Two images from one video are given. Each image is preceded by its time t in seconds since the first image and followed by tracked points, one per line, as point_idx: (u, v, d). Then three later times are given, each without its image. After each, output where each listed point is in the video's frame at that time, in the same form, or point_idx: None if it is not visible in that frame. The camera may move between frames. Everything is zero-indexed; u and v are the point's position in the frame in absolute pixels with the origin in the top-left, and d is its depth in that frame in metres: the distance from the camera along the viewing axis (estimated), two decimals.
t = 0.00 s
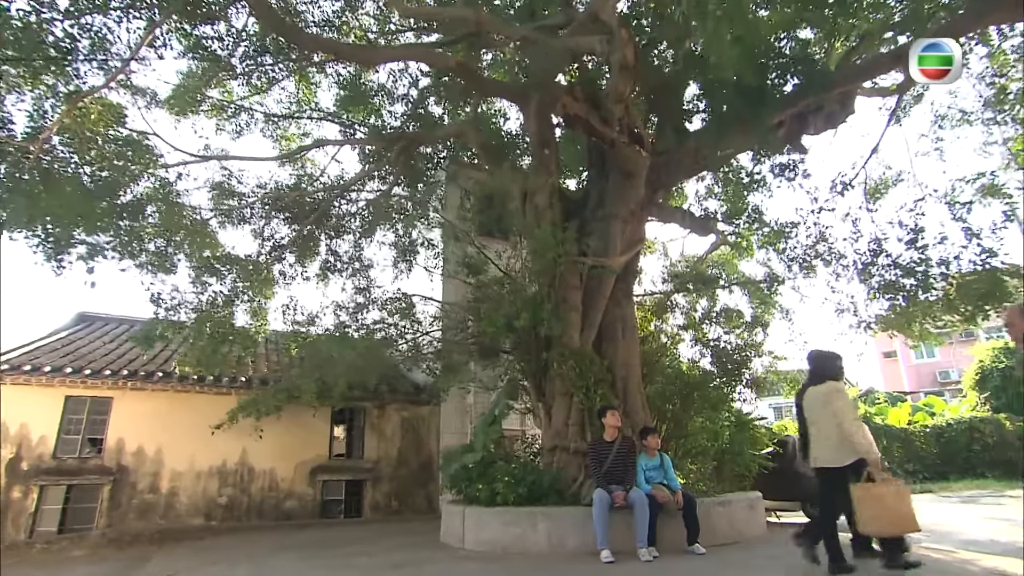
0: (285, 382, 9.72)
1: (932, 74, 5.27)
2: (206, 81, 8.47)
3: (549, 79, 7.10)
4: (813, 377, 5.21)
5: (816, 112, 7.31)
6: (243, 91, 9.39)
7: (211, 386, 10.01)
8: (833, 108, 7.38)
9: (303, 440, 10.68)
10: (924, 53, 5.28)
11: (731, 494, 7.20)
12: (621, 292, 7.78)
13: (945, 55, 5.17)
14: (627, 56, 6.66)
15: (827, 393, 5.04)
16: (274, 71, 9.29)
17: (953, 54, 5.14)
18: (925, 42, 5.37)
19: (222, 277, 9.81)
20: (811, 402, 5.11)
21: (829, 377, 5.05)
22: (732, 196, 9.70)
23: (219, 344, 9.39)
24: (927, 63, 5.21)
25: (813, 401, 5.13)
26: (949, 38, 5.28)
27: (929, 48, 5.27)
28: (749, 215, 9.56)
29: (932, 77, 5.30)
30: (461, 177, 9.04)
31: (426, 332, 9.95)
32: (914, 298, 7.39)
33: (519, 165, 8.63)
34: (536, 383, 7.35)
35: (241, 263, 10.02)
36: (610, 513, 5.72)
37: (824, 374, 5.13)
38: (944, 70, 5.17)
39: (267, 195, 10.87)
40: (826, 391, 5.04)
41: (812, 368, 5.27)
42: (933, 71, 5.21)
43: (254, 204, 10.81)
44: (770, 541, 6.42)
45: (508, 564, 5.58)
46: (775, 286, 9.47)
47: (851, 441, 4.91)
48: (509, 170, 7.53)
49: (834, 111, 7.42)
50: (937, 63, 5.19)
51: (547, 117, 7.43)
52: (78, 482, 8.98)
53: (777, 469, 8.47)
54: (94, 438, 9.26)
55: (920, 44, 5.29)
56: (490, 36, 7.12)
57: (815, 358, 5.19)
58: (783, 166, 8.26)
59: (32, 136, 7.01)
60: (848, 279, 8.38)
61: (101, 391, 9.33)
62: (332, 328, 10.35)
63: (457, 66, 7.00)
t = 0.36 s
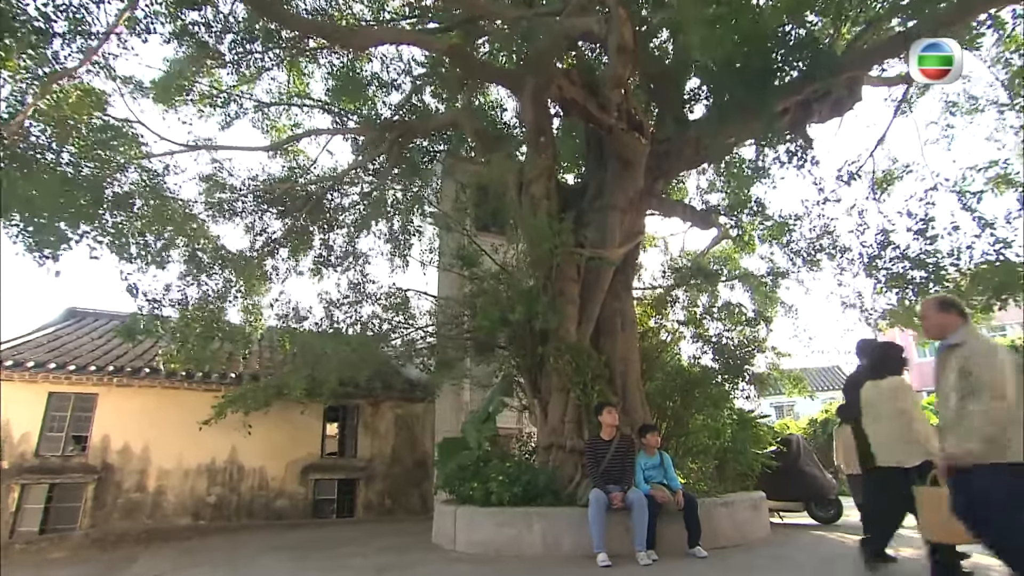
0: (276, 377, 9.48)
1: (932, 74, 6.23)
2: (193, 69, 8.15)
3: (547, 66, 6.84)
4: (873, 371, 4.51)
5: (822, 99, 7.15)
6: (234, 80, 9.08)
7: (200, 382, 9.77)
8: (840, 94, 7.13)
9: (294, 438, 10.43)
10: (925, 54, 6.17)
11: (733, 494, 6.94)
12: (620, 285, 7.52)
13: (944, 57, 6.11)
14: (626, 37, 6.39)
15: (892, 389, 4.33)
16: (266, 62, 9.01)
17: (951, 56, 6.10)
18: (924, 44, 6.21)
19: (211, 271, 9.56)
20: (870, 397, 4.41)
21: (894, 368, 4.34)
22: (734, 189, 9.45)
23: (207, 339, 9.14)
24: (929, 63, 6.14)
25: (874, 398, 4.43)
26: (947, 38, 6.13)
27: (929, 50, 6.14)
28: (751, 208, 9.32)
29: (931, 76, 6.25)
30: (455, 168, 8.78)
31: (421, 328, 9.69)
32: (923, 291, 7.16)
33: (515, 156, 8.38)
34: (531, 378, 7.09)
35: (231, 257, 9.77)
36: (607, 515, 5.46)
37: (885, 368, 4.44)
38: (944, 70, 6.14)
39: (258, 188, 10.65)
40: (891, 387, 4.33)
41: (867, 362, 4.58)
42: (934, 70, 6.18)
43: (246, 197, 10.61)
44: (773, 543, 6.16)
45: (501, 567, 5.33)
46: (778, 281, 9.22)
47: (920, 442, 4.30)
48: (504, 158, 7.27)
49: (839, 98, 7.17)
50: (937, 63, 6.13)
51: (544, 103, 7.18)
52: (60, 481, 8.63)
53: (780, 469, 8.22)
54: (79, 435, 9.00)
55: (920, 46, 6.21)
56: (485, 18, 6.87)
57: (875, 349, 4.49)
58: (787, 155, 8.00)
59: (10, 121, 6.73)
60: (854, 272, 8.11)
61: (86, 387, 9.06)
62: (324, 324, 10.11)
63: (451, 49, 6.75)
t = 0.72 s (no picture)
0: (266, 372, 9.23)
1: (932, 74, 6.44)
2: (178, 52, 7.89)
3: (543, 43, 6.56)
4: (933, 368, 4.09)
5: (828, 83, 6.86)
6: (220, 64, 8.82)
7: (188, 376, 9.47)
8: (847, 77, 6.84)
9: (284, 434, 10.18)
10: (925, 54, 6.37)
11: (735, 492, 6.69)
12: (619, 276, 7.26)
13: (943, 57, 6.33)
14: (625, 15, 6.18)
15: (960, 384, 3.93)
16: (254, 46, 8.72)
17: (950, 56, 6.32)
18: (924, 42, 6.46)
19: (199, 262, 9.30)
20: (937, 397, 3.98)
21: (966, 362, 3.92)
22: (736, 179, 9.17)
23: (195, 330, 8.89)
24: (929, 64, 6.33)
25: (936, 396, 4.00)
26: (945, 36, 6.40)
27: (929, 50, 6.34)
28: (754, 198, 9.07)
29: (931, 76, 6.46)
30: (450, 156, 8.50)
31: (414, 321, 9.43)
32: (933, 282, 6.91)
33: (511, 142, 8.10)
34: (526, 372, 6.84)
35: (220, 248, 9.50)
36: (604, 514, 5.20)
37: (953, 361, 4.00)
38: (942, 70, 6.34)
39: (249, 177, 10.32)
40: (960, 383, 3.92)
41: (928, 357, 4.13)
42: (934, 70, 6.36)
43: (237, 187, 10.33)
44: (778, 543, 5.91)
45: (493, 569, 5.08)
46: (782, 274, 8.95)
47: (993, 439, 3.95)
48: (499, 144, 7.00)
49: (847, 81, 6.89)
50: (936, 63, 6.33)
51: (538, 84, 6.92)
52: (43, 477, 8.49)
53: (783, 467, 7.96)
54: (62, 431, 8.77)
55: (921, 46, 6.40)
56: None
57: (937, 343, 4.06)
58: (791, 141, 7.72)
59: None
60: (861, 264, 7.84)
61: (69, 381, 8.80)
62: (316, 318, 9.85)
63: (441, 28, 6.47)
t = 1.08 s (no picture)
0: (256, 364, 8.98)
1: (932, 74, 6.08)
2: (164, 32, 7.63)
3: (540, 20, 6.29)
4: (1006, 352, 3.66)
5: (837, 64, 6.69)
6: (210, 47, 8.57)
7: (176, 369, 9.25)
8: (856, 59, 6.59)
9: (275, 427, 9.96)
10: (925, 54, 6.05)
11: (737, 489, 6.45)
12: (618, 266, 7.00)
13: (944, 56, 5.98)
14: None
15: None
16: (244, 27, 8.47)
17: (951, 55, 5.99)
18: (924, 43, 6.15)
19: (188, 252, 9.05)
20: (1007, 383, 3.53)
21: None
22: (740, 167, 8.89)
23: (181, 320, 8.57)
24: (928, 63, 6.00)
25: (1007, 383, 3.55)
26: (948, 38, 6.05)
27: (928, 50, 6.02)
28: (758, 187, 8.81)
29: (930, 76, 6.11)
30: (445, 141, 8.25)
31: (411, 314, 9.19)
32: (944, 272, 6.65)
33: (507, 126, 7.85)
34: (521, 364, 6.59)
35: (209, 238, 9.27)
36: (600, 513, 4.96)
37: None
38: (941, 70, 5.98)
39: (241, 164, 9.96)
40: None
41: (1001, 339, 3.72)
42: (934, 69, 6.04)
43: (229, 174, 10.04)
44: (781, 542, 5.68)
45: (482, 569, 4.84)
46: (786, 266, 8.69)
47: None
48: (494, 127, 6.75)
49: (856, 63, 6.63)
50: (936, 63, 5.98)
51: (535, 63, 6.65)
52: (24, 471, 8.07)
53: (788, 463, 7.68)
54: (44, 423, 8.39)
55: (920, 46, 6.10)
56: None
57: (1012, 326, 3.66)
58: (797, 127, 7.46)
59: None
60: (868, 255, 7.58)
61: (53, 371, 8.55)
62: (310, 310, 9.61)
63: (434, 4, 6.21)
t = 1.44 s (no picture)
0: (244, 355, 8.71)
1: (932, 74, 6.39)
2: (147, 9, 7.37)
3: None
4: None
5: (846, 43, 6.41)
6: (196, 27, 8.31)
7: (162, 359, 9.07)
8: (867, 37, 6.32)
9: (264, 420, 9.72)
10: (926, 54, 6.38)
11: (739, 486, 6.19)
12: (616, 253, 6.73)
13: (944, 57, 6.31)
14: None
15: None
16: (231, 6, 8.20)
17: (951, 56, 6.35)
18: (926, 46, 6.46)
19: (175, 240, 8.79)
20: None
21: None
22: (743, 154, 8.61)
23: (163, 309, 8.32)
24: (929, 63, 6.33)
25: None
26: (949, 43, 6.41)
27: (929, 50, 6.36)
28: (761, 175, 8.54)
29: (931, 76, 6.42)
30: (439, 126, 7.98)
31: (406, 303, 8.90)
32: (956, 261, 6.37)
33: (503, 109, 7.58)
34: (515, 354, 6.34)
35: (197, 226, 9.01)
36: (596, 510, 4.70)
37: None
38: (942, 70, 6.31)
39: (230, 149, 9.67)
40: None
41: None
42: (935, 70, 6.35)
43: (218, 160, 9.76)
44: (786, 541, 5.41)
45: (470, 568, 4.59)
46: (790, 256, 8.42)
47: None
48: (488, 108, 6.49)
49: (866, 41, 6.36)
50: (937, 63, 6.31)
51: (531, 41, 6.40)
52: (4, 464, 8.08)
53: (792, 459, 7.47)
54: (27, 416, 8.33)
55: (922, 47, 6.43)
56: None
57: None
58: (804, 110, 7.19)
59: None
60: (876, 244, 7.31)
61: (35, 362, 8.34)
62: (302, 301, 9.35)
63: None
